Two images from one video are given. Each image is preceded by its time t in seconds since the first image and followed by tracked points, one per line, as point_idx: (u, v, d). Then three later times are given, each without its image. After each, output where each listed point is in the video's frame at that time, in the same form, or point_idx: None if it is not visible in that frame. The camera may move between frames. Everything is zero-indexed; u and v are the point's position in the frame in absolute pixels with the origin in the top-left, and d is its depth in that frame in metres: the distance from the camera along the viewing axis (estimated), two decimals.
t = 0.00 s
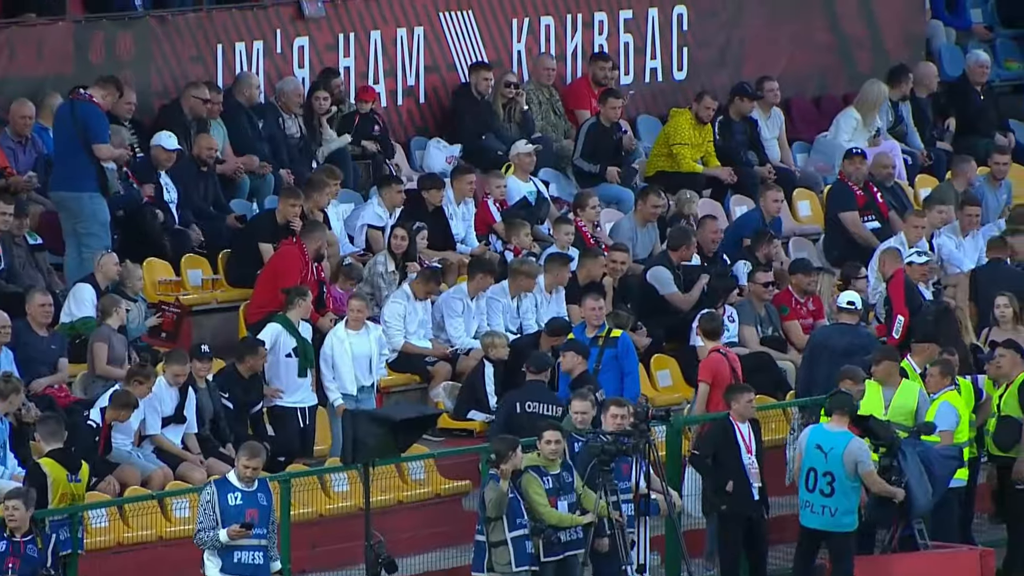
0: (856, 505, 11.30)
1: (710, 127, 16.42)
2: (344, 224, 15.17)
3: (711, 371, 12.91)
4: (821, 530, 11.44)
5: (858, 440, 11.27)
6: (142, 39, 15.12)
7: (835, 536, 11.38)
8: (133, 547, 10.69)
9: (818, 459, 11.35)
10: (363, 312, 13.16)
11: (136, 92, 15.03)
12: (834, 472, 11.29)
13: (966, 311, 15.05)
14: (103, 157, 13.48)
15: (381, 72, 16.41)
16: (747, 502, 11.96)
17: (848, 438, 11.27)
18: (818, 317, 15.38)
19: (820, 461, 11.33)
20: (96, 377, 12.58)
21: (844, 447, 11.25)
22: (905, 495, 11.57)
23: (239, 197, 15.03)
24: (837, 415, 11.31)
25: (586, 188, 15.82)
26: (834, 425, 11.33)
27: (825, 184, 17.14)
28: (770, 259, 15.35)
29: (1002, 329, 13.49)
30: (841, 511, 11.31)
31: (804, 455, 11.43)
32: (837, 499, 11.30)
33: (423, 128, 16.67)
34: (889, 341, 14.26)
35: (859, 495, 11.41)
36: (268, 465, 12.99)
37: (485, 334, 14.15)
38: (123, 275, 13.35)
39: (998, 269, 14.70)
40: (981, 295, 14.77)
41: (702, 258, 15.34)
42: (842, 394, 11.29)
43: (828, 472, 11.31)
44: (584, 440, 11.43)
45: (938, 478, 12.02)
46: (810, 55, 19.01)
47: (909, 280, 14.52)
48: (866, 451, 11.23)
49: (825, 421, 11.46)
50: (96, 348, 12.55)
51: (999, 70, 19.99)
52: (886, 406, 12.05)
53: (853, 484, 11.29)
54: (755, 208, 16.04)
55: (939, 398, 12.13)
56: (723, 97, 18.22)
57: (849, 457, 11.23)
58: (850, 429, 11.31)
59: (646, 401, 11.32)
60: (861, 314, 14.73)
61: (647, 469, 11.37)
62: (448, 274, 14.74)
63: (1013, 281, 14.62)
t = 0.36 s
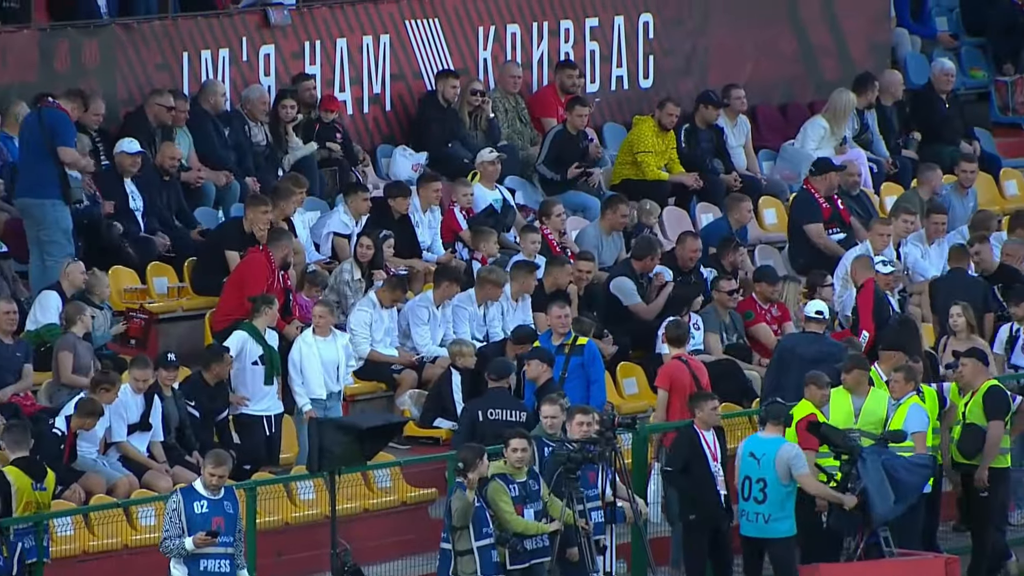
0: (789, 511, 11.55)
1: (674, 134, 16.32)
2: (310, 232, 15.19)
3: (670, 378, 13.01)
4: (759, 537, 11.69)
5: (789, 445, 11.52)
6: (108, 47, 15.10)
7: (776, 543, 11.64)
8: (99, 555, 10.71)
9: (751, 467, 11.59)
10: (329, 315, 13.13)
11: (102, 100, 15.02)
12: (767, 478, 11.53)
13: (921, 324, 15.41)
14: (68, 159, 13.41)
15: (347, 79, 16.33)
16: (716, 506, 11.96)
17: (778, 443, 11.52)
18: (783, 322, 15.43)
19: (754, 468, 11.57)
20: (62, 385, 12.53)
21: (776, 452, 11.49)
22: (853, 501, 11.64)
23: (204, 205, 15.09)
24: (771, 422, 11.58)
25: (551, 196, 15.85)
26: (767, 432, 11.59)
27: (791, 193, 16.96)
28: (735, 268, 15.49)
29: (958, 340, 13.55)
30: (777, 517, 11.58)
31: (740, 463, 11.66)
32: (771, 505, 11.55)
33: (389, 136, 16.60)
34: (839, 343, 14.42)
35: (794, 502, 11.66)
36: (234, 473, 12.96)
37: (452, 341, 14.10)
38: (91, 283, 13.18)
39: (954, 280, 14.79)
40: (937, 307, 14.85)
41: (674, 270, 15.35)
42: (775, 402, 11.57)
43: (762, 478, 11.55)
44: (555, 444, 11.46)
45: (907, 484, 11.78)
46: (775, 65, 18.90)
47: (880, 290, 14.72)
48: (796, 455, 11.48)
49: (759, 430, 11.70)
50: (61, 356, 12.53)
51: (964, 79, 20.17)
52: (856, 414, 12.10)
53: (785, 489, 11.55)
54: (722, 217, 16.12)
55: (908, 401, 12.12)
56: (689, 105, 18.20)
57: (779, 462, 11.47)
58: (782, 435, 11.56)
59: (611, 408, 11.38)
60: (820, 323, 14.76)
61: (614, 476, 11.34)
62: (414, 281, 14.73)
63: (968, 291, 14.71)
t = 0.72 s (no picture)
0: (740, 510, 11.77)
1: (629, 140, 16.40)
2: (270, 238, 15.14)
3: (626, 385, 13.03)
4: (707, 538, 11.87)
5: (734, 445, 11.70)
6: (67, 53, 15.04)
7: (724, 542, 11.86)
8: (58, 563, 10.64)
9: (699, 469, 11.74)
10: (291, 321, 13.13)
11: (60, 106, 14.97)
12: (717, 479, 11.71)
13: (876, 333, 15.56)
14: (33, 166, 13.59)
15: (306, 86, 16.23)
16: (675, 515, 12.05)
17: (724, 443, 11.69)
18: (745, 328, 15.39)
19: (702, 471, 11.73)
20: (19, 394, 12.47)
21: (724, 452, 11.67)
22: (789, 506, 11.76)
23: (163, 212, 15.04)
24: (714, 424, 11.73)
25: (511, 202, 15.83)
26: (710, 434, 11.74)
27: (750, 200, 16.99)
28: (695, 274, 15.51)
29: (906, 348, 13.75)
30: (727, 517, 11.78)
31: (685, 466, 11.79)
32: (722, 506, 11.76)
33: (349, 143, 16.50)
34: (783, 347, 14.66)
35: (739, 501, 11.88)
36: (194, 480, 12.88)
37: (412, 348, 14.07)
38: (50, 290, 13.25)
39: (897, 290, 14.82)
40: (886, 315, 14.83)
41: (625, 275, 15.47)
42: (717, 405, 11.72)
43: (711, 480, 11.72)
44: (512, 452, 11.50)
45: (865, 492, 11.58)
46: (734, 72, 18.75)
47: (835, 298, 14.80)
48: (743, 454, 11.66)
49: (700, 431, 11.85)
50: (19, 366, 12.49)
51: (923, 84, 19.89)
52: (817, 421, 12.09)
53: (734, 489, 11.74)
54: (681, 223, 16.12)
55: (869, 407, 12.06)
56: (648, 111, 18.12)
57: (728, 463, 11.64)
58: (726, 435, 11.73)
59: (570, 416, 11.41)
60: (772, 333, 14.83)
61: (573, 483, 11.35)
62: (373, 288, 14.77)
63: (917, 298, 14.79)
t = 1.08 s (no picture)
0: (702, 515, 11.79)
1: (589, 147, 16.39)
2: (230, 246, 15.11)
3: (586, 393, 13.05)
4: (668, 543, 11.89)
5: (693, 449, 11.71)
6: (26, 60, 15.01)
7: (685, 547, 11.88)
8: (16, 571, 10.73)
9: (660, 475, 11.74)
10: (254, 327, 13.11)
11: (19, 113, 14.94)
12: (678, 484, 11.72)
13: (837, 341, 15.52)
14: None
15: (265, 93, 16.15)
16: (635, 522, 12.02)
17: (684, 449, 11.71)
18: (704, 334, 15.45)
19: (663, 477, 11.74)
20: None
21: (683, 457, 11.68)
22: (730, 511, 11.75)
23: (122, 220, 14.95)
24: (674, 430, 11.74)
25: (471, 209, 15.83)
26: (671, 440, 11.76)
27: (710, 206, 17.00)
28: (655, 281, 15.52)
29: (861, 354, 13.77)
30: (688, 522, 11.80)
31: (645, 473, 11.80)
32: (684, 511, 11.77)
33: (308, 150, 16.43)
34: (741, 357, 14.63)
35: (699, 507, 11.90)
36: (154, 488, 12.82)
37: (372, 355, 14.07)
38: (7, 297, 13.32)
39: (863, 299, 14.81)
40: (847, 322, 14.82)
41: (585, 281, 15.40)
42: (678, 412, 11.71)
43: (672, 485, 11.73)
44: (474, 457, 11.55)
45: (818, 501, 11.57)
46: (692, 81, 18.51)
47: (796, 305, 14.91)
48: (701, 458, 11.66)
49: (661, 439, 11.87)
50: None
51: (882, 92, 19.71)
52: (776, 429, 12.13)
53: (695, 494, 11.75)
54: (641, 230, 16.06)
55: (830, 416, 12.11)
56: (608, 119, 17.99)
57: (687, 467, 11.65)
58: (686, 441, 11.75)
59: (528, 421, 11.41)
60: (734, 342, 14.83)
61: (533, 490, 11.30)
62: (332, 296, 14.78)
63: (878, 305, 14.80)
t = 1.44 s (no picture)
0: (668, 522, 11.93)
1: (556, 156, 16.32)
2: (191, 252, 15.07)
3: (549, 399, 13.00)
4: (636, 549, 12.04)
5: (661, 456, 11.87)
6: None
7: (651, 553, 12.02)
8: None
9: (626, 481, 11.90)
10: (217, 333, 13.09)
11: None
12: (643, 491, 11.87)
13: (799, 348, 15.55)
14: None
15: (226, 100, 16.10)
16: (597, 530, 11.97)
17: (649, 455, 11.84)
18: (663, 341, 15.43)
19: (629, 483, 11.90)
20: None
21: (648, 463, 11.83)
22: (686, 513, 11.87)
23: (82, 227, 14.90)
24: (641, 437, 11.89)
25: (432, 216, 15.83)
26: (636, 446, 11.90)
27: (671, 213, 17.01)
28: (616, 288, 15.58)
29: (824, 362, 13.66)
30: (654, 529, 11.95)
31: (613, 479, 11.97)
32: (649, 518, 11.91)
33: (270, 157, 16.37)
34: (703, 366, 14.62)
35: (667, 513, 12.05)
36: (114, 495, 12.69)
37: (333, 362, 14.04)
38: None
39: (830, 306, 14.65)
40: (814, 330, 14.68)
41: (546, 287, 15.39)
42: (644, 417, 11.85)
43: (638, 492, 11.89)
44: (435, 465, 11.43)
45: (768, 508, 11.55)
46: (655, 87, 18.53)
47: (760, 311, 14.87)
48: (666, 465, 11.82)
49: (629, 444, 12.02)
50: None
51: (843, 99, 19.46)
52: (737, 435, 12.18)
53: (661, 501, 11.89)
54: (603, 237, 16.04)
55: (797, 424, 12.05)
56: (569, 125, 17.94)
57: (652, 473, 11.80)
58: (653, 447, 11.88)
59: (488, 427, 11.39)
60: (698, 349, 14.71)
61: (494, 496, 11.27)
62: (293, 303, 14.69)
63: (845, 310, 14.63)
